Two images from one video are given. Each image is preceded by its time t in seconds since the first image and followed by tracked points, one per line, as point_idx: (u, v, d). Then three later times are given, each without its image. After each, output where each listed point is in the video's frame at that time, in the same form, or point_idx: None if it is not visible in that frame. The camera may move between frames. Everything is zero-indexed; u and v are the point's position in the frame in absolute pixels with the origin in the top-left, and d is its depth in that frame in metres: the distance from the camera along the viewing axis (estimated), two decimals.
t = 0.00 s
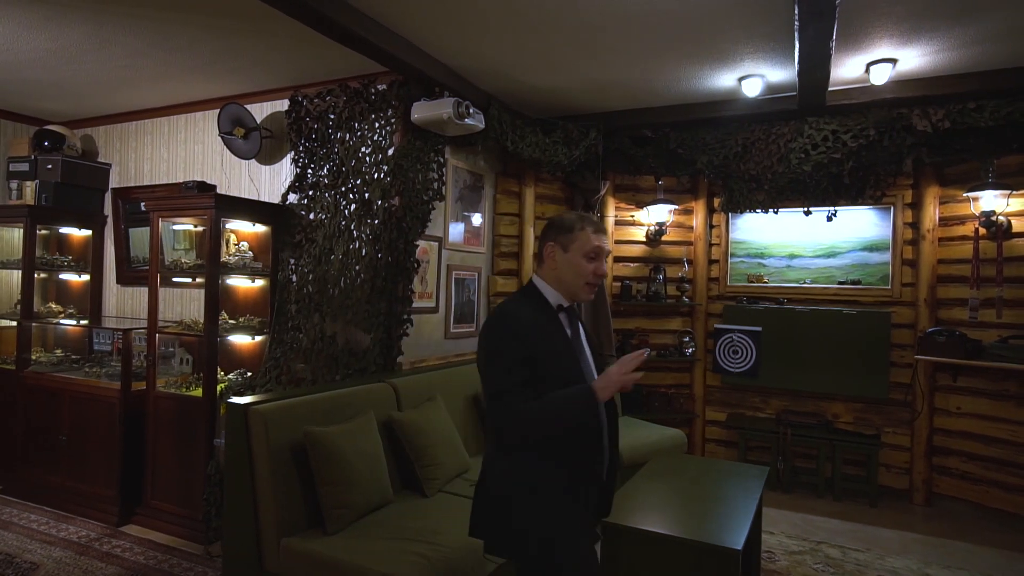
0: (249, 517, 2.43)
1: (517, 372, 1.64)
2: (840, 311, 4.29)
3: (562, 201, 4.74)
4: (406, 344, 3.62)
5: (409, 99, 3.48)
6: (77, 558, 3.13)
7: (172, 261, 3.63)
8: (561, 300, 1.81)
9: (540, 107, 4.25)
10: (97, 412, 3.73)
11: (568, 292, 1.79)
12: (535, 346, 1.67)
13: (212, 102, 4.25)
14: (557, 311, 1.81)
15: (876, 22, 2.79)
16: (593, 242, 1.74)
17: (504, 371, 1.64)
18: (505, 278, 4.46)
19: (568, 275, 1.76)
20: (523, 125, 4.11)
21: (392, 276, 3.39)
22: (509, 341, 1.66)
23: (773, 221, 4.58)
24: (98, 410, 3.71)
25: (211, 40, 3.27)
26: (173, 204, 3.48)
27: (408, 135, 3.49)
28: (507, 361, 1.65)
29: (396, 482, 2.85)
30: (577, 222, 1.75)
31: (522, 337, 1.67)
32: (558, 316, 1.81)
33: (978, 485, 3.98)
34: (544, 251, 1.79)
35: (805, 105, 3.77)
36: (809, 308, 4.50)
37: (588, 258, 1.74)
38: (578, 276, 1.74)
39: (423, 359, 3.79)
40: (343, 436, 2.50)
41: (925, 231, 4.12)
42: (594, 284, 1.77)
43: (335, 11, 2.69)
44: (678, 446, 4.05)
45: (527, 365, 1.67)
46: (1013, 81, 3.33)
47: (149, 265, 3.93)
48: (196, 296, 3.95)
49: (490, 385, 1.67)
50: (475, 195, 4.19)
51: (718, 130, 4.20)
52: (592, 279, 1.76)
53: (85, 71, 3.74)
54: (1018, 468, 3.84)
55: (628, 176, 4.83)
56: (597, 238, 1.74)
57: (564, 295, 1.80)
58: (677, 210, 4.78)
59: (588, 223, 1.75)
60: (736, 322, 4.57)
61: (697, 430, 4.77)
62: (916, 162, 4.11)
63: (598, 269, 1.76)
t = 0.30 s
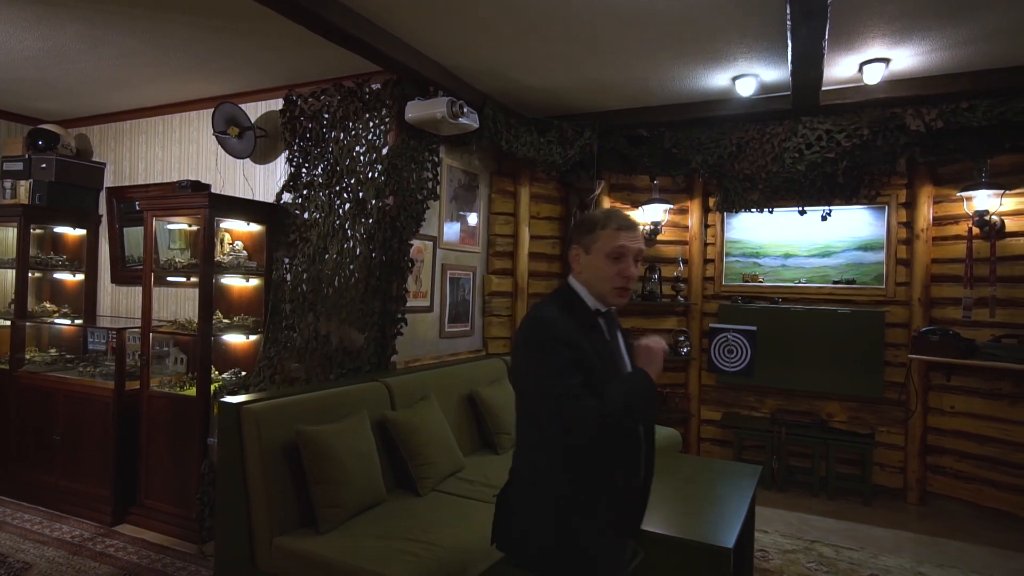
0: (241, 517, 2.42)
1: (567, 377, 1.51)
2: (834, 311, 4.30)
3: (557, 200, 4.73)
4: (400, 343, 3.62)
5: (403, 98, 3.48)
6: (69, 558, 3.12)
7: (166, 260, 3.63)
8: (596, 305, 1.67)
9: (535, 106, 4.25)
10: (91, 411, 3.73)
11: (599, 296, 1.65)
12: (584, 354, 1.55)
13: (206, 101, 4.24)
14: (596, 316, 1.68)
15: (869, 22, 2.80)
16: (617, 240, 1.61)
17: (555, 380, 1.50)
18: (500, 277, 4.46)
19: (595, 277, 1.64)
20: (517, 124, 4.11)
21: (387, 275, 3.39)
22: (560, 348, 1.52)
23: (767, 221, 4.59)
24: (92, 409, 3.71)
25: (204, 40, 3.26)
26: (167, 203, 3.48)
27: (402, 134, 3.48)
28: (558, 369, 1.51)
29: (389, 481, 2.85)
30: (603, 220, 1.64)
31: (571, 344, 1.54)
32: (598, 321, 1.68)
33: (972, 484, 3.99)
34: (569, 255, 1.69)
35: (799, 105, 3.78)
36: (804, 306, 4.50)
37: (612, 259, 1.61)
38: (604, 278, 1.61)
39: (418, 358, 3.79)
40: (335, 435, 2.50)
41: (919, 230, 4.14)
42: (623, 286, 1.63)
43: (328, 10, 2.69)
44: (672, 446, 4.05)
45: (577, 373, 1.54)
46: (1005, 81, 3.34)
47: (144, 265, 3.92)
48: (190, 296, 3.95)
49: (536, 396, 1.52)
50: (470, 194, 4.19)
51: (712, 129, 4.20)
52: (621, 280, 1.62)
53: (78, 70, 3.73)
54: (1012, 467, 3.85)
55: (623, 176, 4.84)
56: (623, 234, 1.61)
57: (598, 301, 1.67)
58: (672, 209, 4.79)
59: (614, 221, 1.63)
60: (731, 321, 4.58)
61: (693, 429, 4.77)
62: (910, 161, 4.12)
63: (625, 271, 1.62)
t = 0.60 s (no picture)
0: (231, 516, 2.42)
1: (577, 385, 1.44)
2: (827, 310, 4.31)
3: (550, 199, 4.73)
4: (392, 342, 3.62)
5: (396, 97, 3.47)
6: (59, 557, 3.11)
7: (158, 258, 3.61)
8: (646, 307, 1.55)
9: (528, 105, 4.25)
10: (81, 410, 3.71)
11: (651, 298, 1.54)
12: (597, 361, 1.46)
13: (198, 99, 4.23)
14: (643, 319, 1.56)
15: (860, 22, 2.81)
16: (672, 237, 1.50)
17: (558, 389, 1.44)
18: (493, 276, 4.47)
19: (646, 277, 1.53)
20: (511, 123, 4.11)
21: (380, 274, 3.39)
22: (567, 355, 1.45)
23: (760, 221, 4.61)
24: (83, 408, 3.69)
25: (196, 37, 3.25)
26: (158, 202, 3.46)
27: (395, 133, 3.47)
28: (563, 377, 1.44)
29: (380, 480, 2.85)
30: (657, 214, 1.53)
31: (583, 351, 1.45)
32: (644, 326, 1.58)
33: (961, 482, 4.02)
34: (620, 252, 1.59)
35: (791, 105, 3.79)
36: (796, 306, 4.52)
37: (666, 257, 1.50)
38: (658, 277, 1.51)
39: (410, 357, 3.79)
40: (327, 434, 2.50)
41: (910, 229, 4.15)
42: (679, 287, 1.52)
43: (320, 8, 2.68)
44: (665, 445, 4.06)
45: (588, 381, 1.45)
46: (995, 82, 3.37)
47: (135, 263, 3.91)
48: (182, 294, 3.94)
49: (539, 401, 1.48)
50: (463, 193, 4.19)
51: (704, 129, 4.22)
52: (676, 281, 1.51)
53: (69, 67, 3.71)
54: (1001, 465, 3.88)
55: (616, 175, 4.84)
56: (680, 229, 1.50)
57: (651, 303, 1.56)
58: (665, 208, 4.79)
59: (670, 216, 1.52)
60: (724, 320, 4.58)
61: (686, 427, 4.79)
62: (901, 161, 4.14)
63: (680, 270, 1.51)
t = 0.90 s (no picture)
0: (214, 515, 2.40)
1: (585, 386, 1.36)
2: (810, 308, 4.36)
3: (537, 198, 4.72)
4: (378, 340, 3.60)
5: (382, 94, 3.45)
6: (38, 558, 3.07)
7: (141, 256, 3.58)
8: (663, 305, 1.46)
9: (515, 104, 4.26)
10: (62, 409, 3.66)
11: (670, 295, 1.44)
12: (602, 364, 1.36)
13: (182, 96, 4.19)
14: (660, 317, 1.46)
15: (842, 23, 2.84)
16: (696, 231, 1.40)
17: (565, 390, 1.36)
18: (480, 274, 4.47)
19: (666, 273, 1.42)
20: (498, 122, 4.11)
21: (365, 272, 3.38)
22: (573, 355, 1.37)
23: (745, 220, 4.66)
24: (63, 407, 3.64)
25: (179, 32, 3.22)
26: (140, 198, 3.41)
27: (381, 130, 3.46)
28: (569, 378, 1.36)
29: (365, 478, 2.83)
30: (682, 207, 1.44)
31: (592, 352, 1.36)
32: (662, 324, 1.48)
33: (941, 477, 4.09)
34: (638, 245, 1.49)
35: (775, 105, 3.83)
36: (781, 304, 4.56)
37: (689, 253, 1.40)
38: (677, 274, 1.40)
39: (396, 355, 3.78)
40: (312, 432, 2.49)
41: (892, 229, 4.21)
42: (699, 286, 1.41)
43: (305, 4, 2.66)
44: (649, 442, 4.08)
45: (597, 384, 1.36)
46: (974, 84, 3.43)
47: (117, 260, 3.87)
48: (166, 292, 3.91)
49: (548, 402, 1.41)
50: (450, 191, 4.18)
51: (690, 128, 4.25)
52: (697, 278, 1.40)
53: (49, 61, 3.66)
54: (980, 461, 3.94)
55: (603, 173, 4.85)
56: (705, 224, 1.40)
57: (668, 301, 1.46)
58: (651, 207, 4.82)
59: (695, 210, 1.43)
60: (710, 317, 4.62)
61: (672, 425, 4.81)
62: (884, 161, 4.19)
63: (704, 268, 1.39)
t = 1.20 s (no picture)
0: (185, 517, 2.36)
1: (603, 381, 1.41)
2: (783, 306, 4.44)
3: (515, 197, 4.72)
4: (354, 339, 3.59)
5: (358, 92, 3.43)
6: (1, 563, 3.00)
7: (111, 253, 3.51)
8: (677, 307, 1.48)
9: (493, 102, 4.26)
10: (28, 411, 3.57)
11: (683, 297, 1.46)
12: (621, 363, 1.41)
13: (153, 91, 4.11)
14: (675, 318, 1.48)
15: (812, 26, 2.89)
16: (714, 239, 1.40)
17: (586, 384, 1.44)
18: (457, 272, 4.47)
19: (679, 277, 1.45)
20: (475, 120, 4.11)
21: (341, 270, 3.36)
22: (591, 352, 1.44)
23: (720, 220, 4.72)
24: (29, 408, 3.56)
25: (150, 26, 3.16)
26: (109, 194, 3.34)
27: (357, 127, 3.43)
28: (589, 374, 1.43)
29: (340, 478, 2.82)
30: (703, 213, 1.44)
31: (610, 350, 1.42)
32: (677, 325, 1.50)
33: (907, 471, 4.20)
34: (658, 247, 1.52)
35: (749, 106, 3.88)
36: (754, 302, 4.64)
37: (704, 259, 1.41)
38: (689, 279, 1.42)
39: (373, 354, 3.76)
40: (286, 431, 2.47)
41: (862, 228, 4.31)
42: (711, 291, 1.42)
43: None
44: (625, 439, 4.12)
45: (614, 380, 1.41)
46: (939, 87, 3.52)
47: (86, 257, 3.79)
48: (137, 290, 3.84)
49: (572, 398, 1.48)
50: (427, 189, 4.17)
51: (666, 129, 4.30)
52: (708, 285, 1.42)
53: (14, 54, 3.57)
54: (944, 455, 4.05)
55: (580, 173, 4.88)
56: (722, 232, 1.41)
57: (684, 303, 1.48)
58: (628, 206, 4.85)
59: (715, 216, 1.42)
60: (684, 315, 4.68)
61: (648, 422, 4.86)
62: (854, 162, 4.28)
63: (717, 276, 1.41)
